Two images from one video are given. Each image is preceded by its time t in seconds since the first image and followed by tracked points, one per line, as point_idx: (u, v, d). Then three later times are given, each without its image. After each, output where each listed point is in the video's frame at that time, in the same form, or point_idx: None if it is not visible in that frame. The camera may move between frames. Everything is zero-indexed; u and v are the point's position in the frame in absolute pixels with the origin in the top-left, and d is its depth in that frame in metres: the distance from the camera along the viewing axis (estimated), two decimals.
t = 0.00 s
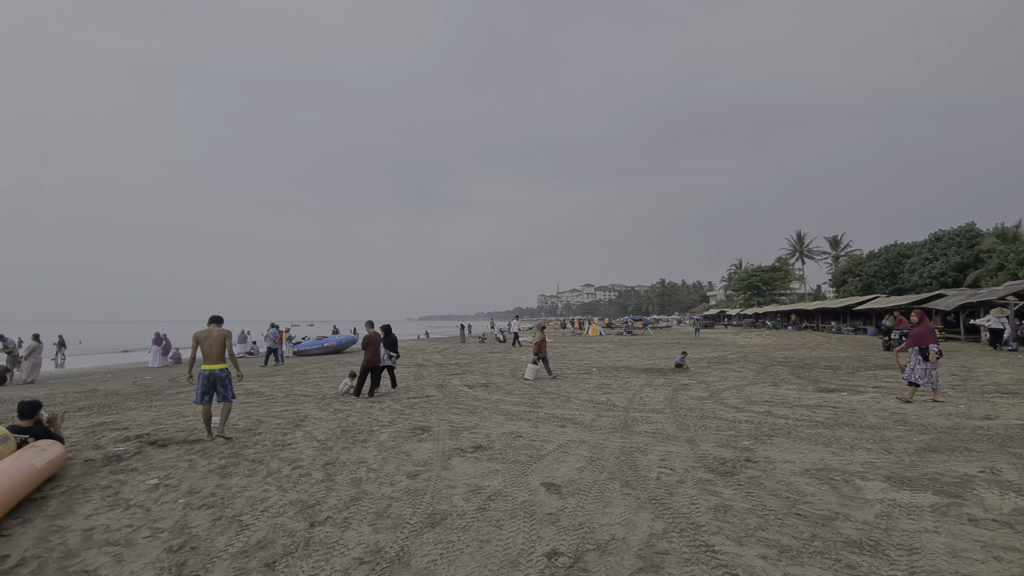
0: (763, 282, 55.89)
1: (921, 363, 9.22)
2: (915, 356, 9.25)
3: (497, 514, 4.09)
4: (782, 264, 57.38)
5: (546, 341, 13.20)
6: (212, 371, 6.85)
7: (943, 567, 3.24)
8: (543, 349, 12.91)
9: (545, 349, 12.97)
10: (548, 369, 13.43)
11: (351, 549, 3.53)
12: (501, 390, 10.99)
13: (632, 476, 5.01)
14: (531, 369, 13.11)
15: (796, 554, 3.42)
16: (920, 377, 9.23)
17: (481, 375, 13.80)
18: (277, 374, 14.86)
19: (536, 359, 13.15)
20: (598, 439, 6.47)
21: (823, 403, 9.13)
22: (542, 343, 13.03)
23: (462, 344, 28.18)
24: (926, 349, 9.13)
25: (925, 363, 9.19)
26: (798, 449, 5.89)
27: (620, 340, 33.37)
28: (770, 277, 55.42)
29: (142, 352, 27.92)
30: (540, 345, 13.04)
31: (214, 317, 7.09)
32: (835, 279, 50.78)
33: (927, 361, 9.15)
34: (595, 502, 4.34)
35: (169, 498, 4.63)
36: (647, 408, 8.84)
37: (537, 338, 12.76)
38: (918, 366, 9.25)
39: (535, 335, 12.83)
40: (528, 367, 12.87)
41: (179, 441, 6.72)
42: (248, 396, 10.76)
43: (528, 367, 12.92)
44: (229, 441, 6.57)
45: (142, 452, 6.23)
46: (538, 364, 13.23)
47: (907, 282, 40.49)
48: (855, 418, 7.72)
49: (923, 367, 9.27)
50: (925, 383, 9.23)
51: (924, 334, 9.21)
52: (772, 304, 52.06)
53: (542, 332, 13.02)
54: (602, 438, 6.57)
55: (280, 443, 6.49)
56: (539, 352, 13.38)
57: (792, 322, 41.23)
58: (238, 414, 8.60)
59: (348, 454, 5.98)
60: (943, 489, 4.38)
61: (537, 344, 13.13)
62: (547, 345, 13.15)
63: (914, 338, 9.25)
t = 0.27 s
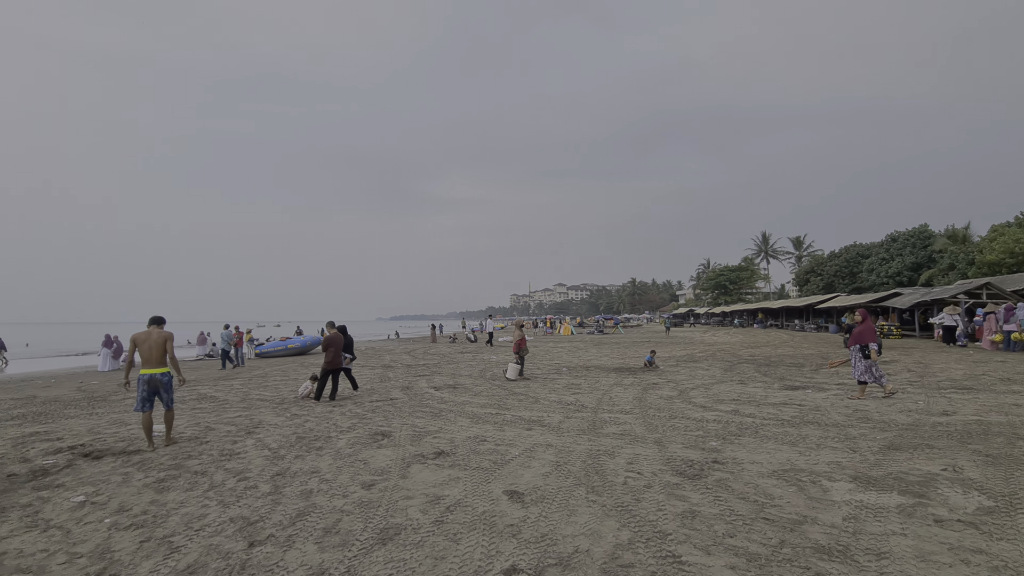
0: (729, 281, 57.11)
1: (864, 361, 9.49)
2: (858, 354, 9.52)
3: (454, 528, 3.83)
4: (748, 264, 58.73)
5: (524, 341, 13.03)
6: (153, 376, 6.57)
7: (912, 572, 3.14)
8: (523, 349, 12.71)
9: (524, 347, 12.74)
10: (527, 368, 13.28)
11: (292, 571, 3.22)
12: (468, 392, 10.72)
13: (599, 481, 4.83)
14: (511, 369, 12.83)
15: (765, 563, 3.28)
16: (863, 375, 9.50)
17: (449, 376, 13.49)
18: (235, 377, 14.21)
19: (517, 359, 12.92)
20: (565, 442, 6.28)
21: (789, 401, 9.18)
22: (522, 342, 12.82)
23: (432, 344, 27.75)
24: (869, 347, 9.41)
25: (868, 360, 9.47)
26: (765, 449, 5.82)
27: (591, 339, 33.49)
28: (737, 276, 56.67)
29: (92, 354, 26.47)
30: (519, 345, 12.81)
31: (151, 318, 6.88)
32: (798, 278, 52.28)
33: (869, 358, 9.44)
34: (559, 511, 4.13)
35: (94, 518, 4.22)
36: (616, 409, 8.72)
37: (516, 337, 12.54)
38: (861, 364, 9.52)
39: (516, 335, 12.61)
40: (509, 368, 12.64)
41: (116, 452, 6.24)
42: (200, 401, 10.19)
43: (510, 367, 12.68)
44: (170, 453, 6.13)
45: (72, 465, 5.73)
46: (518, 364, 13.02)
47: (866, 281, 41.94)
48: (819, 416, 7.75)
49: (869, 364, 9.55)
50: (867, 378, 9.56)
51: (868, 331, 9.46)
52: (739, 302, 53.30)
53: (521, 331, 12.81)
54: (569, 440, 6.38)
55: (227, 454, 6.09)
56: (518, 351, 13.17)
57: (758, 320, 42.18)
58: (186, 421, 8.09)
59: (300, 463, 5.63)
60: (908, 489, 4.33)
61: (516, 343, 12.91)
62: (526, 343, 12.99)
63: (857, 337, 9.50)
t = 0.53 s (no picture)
0: (698, 280, 58.14)
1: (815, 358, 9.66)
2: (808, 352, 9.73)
3: (413, 543, 3.56)
4: (717, 264, 59.87)
5: (503, 341, 12.76)
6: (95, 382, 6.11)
7: None
8: (504, 348, 12.47)
9: (504, 347, 12.50)
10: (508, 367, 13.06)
11: None
12: (437, 394, 10.41)
13: (568, 487, 4.63)
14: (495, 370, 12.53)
15: (738, 573, 3.14)
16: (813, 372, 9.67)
17: (418, 378, 13.14)
18: (191, 381, 13.53)
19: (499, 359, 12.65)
20: (534, 446, 6.07)
21: (757, 399, 9.22)
22: (502, 342, 12.59)
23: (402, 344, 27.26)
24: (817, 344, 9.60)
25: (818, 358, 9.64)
26: (736, 450, 5.73)
27: (563, 338, 33.54)
28: (706, 275, 57.73)
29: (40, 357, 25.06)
30: (499, 345, 12.55)
31: (90, 319, 6.38)
32: (764, 277, 53.55)
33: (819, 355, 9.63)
34: (526, 521, 3.91)
35: (10, 541, 3.80)
36: (587, 409, 8.57)
37: (496, 337, 12.29)
38: (813, 363, 9.68)
39: (496, 334, 12.35)
40: (496, 369, 12.37)
41: (47, 465, 5.73)
42: (150, 407, 9.62)
43: (495, 368, 12.40)
44: (108, 465, 5.68)
45: None
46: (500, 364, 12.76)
47: (828, 280, 43.20)
48: (788, 415, 7.75)
49: (824, 361, 9.58)
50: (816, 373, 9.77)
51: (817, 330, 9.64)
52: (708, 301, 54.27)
53: (500, 330, 12.56)
54: (539, 443, 6.18)
55: (172, 464, 5.67)
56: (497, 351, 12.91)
57: (726, 319, 42.98)
58: (132, 429, 7.57)
59: (251, 474, 5.26)
60: (879, 489, 4.28)
61: (495, 343, 12.65)
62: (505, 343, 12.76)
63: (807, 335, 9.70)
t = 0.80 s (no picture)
0: (669, 280, 58.97)
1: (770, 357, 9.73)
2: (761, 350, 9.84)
3: (368, 562, 3.28)
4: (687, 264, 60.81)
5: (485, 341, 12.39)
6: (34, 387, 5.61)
7: None
8: (486, 349, 12.18)
9: (487, 348, 12.20)
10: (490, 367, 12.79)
11: None
12: (405, 396, 10.07)
13: (538, 494, 4.41)
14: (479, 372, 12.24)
15: None
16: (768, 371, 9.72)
17: (387, 379, 12.75)
18: (145, 385, 12.82)
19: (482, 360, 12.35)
20: (504, 450, 5.84)
21: (729, 398, 9.21)
22: (484, 343, 12.29)
23: (373, 345, 26.68)
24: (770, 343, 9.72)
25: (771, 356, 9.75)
26: (710, 450, 5.62)
27: (537, 338, 33.48)
28: (676, 275, 58.59)
29: None
30: (481, 345, 12.24)
31: (26, 319, 5.87)
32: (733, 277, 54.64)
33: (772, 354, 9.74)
34: (493, 533, 3.67)
35: None
36: (559, 411, 8.38)
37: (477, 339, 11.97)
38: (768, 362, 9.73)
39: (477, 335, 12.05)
40: (479, 373, 12.10)
41: None
42: (97, 414, 9.01)
43: (479, 371, 12.11)
44: (39, 479, 5.20)
45: None
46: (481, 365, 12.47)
47: (794, 280, 44.31)
48: (759, 413, 7.72)
49: (778, 360, 9.60)
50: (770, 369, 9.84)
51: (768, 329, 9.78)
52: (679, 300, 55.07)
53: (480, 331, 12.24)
54: (509, 447, 5.95)
55: (111, 477, 5.23)
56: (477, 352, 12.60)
57: (697, 317, 43.65)
58: (72, 438, 7.03)
59: (199, 487, 4.88)
60: (853, 490, 4.20)
61: (477, 344, 12.33)
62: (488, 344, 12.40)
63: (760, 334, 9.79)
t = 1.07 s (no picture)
0: (636, 280, 59.79)
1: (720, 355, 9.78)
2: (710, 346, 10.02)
3: None
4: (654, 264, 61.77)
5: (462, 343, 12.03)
6: None
7: None
8: (462, 350, 11.85)
9: (462, 350, 11.86)
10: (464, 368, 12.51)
11: None
12: (367, 400, 9.68)
13: (502, 505, 4.18)
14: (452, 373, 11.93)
15: None
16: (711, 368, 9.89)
17: (349, 382, 12.28)
18: (86, 391, 11.99)
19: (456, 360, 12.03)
20: (468, 457, 5.59)
21: (695, 398, 9.20)
22: (461, 344, 11.94)
23: (337, 346, 25.96)
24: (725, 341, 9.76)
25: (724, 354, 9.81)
26: (678, 453, 5.51)
27: (506, 338, 33.31)
28: (643, 275, 59.45)
29: None
30: (456, 346, 11.91)
31: None
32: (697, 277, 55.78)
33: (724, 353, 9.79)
34: (452, 550, 3.42)
35: None
36: (526, 413, 8.18)
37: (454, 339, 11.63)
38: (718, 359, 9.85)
39: (454, 336, 11.70)
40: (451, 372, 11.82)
41: None
42: (27, 424, 8.30)
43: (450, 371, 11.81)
44: None
45: None
46: (456, 366, 12.17)
47: (755, 280, 45.54)
48: (726, 413, 7.70)
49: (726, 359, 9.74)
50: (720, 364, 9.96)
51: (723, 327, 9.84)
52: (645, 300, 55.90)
53: (457, 331, 11.90)
54: (473, 454, 5.70)
55: (31, 497, 4.72)
56: (453, 352, 12.29)
57: (663, 316, 44.27)
58: None
59: (131, 506, 4.45)
60: (822, 492, 4.13)
61: (453, 344, 12.00)
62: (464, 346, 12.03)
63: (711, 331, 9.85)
